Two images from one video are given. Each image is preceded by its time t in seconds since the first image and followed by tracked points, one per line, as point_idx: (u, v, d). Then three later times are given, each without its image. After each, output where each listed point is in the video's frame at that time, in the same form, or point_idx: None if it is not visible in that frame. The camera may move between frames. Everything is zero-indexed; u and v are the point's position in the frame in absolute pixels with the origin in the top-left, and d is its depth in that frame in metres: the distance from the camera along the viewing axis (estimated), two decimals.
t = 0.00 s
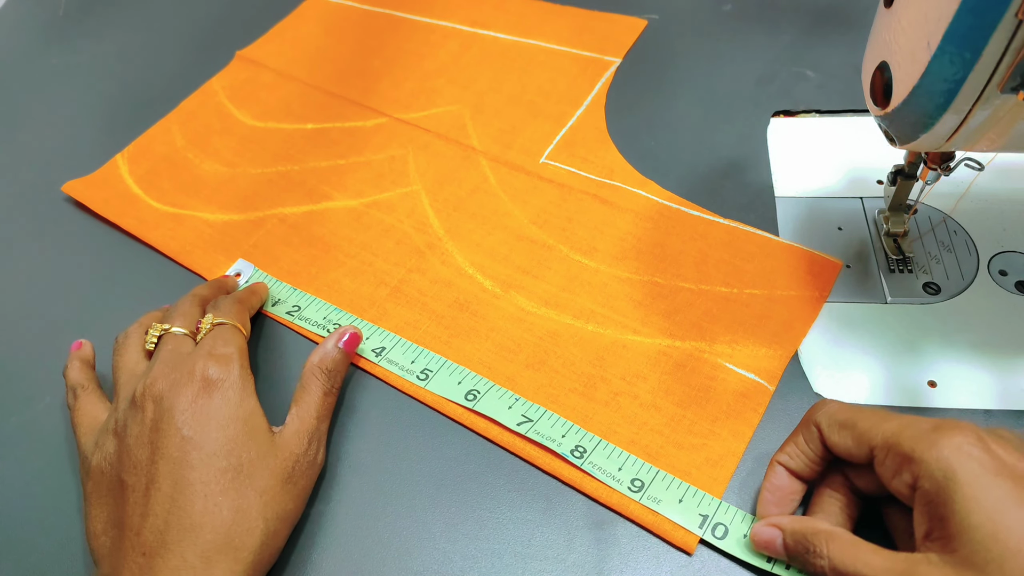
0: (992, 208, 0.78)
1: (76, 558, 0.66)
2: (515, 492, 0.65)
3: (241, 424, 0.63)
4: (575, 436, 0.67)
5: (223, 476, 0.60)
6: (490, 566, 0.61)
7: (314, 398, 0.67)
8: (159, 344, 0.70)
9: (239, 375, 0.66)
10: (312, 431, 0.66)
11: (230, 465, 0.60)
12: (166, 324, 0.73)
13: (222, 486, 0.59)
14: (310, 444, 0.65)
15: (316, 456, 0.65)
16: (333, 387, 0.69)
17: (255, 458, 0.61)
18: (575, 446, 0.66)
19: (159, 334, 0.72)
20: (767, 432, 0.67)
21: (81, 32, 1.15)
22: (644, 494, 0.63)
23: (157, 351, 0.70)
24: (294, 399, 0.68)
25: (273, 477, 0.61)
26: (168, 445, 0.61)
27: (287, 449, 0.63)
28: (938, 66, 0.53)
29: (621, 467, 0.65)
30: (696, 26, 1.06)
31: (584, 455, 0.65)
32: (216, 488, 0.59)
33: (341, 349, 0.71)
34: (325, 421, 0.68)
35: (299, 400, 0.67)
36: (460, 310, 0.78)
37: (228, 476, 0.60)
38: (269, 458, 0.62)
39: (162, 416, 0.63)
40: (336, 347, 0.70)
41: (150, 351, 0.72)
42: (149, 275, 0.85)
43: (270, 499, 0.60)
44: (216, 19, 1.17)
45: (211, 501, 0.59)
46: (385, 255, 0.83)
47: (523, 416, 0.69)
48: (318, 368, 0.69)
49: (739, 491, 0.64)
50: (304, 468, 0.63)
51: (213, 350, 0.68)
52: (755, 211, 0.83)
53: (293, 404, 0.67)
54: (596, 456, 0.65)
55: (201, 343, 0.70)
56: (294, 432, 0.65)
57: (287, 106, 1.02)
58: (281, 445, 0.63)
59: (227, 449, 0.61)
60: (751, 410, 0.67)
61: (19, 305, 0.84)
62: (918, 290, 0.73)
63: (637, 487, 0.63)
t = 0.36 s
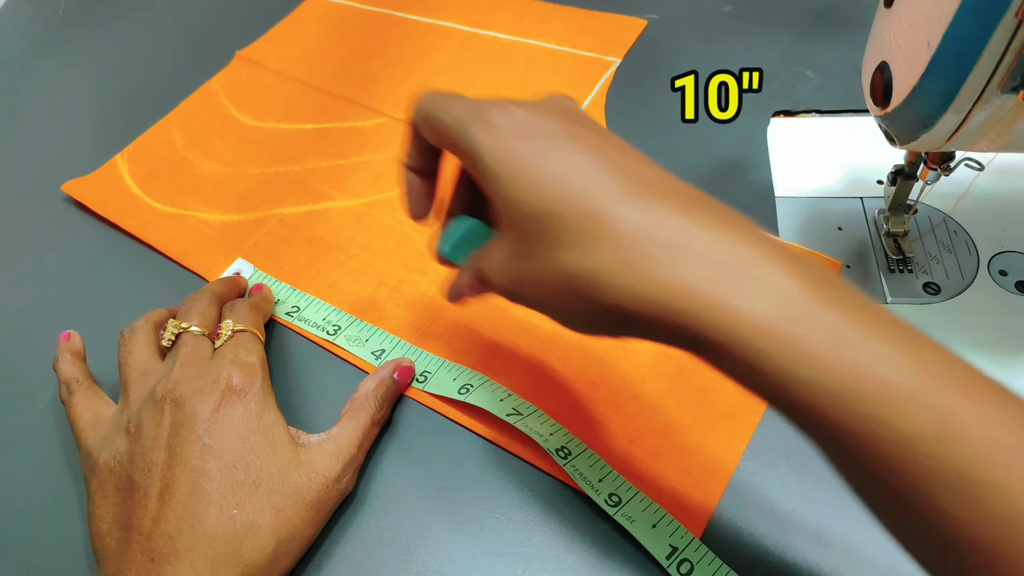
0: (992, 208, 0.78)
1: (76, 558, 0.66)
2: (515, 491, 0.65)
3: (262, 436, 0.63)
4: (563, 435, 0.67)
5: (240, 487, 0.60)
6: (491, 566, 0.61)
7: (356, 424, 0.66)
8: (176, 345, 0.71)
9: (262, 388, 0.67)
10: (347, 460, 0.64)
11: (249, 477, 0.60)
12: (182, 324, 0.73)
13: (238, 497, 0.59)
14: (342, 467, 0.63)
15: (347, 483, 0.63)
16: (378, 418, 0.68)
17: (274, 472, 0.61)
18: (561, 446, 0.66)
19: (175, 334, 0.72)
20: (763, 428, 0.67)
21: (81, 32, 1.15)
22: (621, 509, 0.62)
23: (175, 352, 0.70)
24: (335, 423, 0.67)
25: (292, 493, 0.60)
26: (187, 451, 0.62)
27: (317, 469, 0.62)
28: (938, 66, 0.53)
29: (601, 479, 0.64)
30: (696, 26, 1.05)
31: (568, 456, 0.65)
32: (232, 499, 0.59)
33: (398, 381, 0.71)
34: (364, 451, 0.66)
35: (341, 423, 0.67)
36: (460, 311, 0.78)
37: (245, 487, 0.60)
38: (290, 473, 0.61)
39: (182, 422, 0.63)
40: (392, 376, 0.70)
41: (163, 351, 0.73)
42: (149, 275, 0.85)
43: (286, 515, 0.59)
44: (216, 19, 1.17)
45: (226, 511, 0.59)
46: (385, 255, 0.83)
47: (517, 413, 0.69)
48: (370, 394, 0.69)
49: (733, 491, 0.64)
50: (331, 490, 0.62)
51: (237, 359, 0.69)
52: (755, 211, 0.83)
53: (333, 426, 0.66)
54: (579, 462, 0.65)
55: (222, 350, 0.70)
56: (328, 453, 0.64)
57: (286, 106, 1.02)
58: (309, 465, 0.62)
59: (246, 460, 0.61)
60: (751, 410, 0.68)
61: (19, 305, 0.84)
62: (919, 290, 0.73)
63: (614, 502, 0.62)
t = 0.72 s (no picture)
0: (998, 207, 0.77)
1: (67, 560, 0.65)
2: (513, 491, 0.64)
3: (264, 440, 0.61)
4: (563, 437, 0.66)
5: (241, 492, 0.58)
6: (491, 570, 0.61)
7: (355, 428, 0.66)
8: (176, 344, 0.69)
9: (263, 390, 0.65)
10: (347, 464, 0.63)
11: (250, 481, 0.59)
12: (181, 325, 0.71)
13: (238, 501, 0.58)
14: (341, 471, 0.63)
15: (346, 486, 0.63)
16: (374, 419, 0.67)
17: (275, 476, 0.60)
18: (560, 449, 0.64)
19: (175, 334, 0.71)
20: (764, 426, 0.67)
21: (77, 30, 1.14)
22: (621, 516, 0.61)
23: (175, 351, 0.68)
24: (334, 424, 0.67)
25: (293, 498, 0.59)
26: (186, 454, 0.60)
27: (316, 473, 0.61)
28: (943, 64, 0.52)
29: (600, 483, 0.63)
30: (698, 24, 1.05)
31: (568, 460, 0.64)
32: (231, 503, 0.58)
33: (396, 383, 0.70)
34: (361, 454, 0.65)
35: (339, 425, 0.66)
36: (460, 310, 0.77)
37: (245, 492, 0.58)
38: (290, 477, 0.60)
39: (182, 424, 0.62)
40: (388, 376, 0.70)
41: (163, 350, 0.71)
42: (144, 274, 0.84)
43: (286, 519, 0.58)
44: (213, 16, 1.16)
45: (224, 516, 0.57)
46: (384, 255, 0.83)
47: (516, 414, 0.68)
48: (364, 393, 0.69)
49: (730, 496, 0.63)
50: (330, 493, 0.61)
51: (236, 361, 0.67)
52: (757, 210, 0.83)
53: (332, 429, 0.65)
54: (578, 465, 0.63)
55: (222, 351, 0.68)
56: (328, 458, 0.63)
57: (285, 104, 1.01)
58: (308, 469, 0.61)
59: (246, 464, 0.60)
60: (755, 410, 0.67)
61: (12, 304, 0.83)
62: (923, 290, 0.72)
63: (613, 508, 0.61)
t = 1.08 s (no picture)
0: (998, 207, 0.77)
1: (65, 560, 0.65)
2: (509, 487, 0.65)
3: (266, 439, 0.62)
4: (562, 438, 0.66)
5: (239, 491, 0.58)
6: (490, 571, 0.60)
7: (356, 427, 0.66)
8: (177, 344, 0.69)
9: (264, 390, 0.65)
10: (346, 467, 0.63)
11: (251, 480, 0.59)
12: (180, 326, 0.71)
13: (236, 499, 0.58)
14: (341, 471, 0.63)
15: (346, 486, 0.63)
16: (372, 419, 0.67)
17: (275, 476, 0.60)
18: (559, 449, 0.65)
19: (175, 333, 0.71)
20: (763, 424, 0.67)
21: (77, 31, 1.14)
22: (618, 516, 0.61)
23: (176, 350, 0.68)
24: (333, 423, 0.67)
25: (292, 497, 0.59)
26: (186, 453, 0.60)
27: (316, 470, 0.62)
28: (943, 64, 0.52)
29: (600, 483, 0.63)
30: (697, 24, 1.05)
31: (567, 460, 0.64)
32: (233, 501, 0.58)
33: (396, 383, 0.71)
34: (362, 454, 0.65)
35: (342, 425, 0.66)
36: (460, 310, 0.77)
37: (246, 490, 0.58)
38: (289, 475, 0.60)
39: (182, 423, 0.62)
40: (388, 376, 0.70)
41: (162, 349, 0.71)
42: (143, 274, 0.84)
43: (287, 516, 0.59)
44: (213, 16, 1.16)
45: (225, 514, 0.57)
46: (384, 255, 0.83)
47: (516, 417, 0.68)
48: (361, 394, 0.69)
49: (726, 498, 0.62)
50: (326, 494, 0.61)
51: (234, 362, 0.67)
52: (757, 210, 0.83)
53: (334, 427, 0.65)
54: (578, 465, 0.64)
55: (223, 349, 0.68)
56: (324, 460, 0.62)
57: (284, 104, 1.01)
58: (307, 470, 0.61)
59: (246, 463, 0.60)
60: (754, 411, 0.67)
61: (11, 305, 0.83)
62: (924, 290, 0.72)
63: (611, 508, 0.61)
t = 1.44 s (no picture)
0: (998, 207, 0.77)
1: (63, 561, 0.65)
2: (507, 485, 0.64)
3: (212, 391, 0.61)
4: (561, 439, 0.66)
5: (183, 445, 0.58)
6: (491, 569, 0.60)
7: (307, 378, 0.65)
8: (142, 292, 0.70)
9: (214, 338, 0.65)
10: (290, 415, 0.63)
11: (193, 432, 0.59)
12: (149, 273, 0.73)
13: (180, 450, 0.58)
14: (285, 421, 0.62)
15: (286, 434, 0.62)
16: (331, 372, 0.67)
17: (222, 434, 0.59)
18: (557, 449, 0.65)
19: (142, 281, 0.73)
20: (763, 423, 0.67)
21: (77, 30, 1.14)
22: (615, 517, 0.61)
23: (138, 297, 0.69)
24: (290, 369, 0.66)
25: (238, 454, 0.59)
26: (131, 396, 0.60)
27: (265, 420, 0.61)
28: (943, 64, 0.52)
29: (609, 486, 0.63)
30: (698, 24, 1.05)
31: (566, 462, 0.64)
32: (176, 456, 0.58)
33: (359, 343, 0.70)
34: (312, 404, 0.65)
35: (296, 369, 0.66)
36: (460, 310, 0.77)
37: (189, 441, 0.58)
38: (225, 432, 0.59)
39: (131, 365, 0.63)
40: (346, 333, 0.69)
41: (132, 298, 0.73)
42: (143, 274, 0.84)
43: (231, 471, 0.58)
44: (213, 16, 1.16)
45: (167, 459, 0.57)
46: (383, 255, 0.83)
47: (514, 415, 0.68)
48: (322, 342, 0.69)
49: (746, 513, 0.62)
50: (266, 449, 0.60)
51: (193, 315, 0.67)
52: (756, 210, 0.83)
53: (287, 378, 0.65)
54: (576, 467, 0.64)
55: (183, 297, 0.69)
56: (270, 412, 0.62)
57: (284, 104, 1.01)
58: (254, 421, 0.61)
59: (188, 416, 0.59)
60: (754, 412, 0.67)
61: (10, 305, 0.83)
62: (924, 290, 0.72)
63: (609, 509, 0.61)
